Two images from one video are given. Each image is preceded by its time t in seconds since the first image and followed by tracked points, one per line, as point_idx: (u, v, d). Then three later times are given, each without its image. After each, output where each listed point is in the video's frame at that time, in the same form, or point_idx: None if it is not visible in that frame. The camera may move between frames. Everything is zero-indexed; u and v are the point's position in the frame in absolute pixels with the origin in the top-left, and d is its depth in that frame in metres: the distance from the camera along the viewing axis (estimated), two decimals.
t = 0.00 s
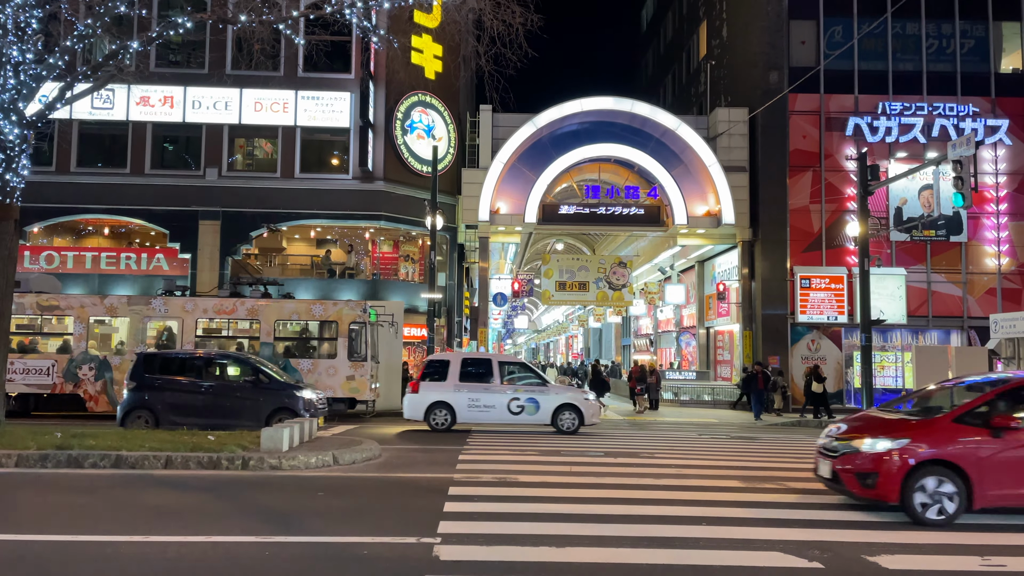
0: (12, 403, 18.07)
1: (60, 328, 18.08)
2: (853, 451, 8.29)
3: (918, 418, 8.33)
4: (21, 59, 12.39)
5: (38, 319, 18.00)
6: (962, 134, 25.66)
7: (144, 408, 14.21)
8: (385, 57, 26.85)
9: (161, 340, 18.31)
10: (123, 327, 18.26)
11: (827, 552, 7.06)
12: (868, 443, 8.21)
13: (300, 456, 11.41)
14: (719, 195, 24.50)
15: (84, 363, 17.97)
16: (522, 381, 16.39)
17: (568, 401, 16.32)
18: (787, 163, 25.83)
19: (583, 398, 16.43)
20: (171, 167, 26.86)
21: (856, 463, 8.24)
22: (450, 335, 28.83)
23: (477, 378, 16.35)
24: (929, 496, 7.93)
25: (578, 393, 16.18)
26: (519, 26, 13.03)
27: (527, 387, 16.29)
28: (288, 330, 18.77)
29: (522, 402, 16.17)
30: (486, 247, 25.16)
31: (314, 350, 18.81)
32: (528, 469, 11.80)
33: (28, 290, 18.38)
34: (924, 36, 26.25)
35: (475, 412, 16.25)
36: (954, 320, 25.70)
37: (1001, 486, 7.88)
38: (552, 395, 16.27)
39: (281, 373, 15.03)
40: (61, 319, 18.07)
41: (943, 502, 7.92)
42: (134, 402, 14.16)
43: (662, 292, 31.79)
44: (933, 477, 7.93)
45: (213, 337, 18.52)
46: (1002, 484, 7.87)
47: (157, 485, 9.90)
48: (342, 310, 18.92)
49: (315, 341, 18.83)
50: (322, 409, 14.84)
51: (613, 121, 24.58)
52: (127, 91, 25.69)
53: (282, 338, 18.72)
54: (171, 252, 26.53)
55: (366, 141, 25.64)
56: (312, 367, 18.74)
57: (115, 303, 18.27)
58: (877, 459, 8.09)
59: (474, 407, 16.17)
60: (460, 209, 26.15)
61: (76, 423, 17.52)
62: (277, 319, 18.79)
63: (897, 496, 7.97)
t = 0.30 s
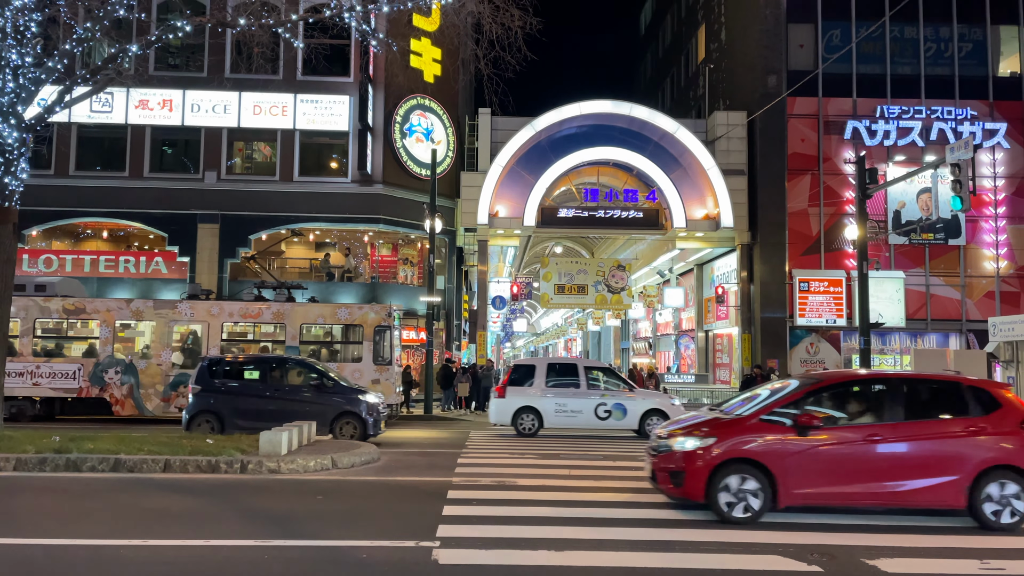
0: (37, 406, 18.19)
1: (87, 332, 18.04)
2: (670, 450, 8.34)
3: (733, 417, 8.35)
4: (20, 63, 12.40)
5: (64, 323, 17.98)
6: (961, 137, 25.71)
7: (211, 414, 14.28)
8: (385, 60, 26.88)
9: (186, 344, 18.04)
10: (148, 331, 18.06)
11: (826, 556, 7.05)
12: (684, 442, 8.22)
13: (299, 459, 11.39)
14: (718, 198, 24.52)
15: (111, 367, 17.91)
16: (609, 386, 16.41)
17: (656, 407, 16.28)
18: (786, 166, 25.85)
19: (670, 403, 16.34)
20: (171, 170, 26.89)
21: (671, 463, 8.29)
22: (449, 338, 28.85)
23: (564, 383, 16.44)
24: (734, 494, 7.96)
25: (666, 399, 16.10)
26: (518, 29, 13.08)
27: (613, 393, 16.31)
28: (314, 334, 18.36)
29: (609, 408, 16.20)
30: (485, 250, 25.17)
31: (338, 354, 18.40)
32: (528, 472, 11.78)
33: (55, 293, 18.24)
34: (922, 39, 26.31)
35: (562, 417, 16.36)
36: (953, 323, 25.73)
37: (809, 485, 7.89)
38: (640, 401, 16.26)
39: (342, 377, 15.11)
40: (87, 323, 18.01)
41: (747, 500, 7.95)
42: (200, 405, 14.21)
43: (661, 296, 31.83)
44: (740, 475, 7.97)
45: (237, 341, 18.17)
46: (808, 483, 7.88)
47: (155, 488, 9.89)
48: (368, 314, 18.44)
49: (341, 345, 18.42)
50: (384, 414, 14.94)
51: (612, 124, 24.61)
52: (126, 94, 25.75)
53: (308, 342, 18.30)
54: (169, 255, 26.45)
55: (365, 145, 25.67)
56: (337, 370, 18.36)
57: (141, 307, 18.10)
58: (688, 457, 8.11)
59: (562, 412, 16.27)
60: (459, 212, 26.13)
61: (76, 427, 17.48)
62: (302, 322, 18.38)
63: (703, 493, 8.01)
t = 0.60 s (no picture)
0: (66, 409, 18.29)
1: (115, 335, 18.21)
2: (486, 447, 8.47)
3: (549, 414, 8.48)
4: (20, 64, 12.39)
5: (92, 325, 18.14)
6: (960, 139, 25.75)
7: (283, 417, 14.32)
8: (384, 62, 26.83)
9: (213, 346, 18.12)
10: (177, 333, 18.23)
11: (826, 557, 7.04)
12: (498, 440, 8.35)
13: (298, 461, 11.37)
14: (717, 200, 24.50)
15: (139, 369, 18.10)
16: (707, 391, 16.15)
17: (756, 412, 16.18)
18: (785, 168, 25.85)
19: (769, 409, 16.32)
20: (171, 172, 26.88)
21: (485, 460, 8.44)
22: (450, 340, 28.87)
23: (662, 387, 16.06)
24: (541, 491, 8.10)
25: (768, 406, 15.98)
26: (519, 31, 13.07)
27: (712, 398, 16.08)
28: (340, 337, 18.37)
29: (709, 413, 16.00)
30: (485, 252, 25.19)
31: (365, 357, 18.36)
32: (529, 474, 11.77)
33: (83, 295, 18.44)
34: (922, 41, 26.33)
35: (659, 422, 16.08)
36: (953, 325, 25.74)
37: (615, 482, 8.06)
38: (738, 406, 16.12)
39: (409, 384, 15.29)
40: (115, 325, 18.19)
41: (553, 496, 8.10)
42: (273, 409, 14.29)
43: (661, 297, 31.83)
44: (548, 472, 8.13)
45: (265, 344, 18.17)
46: (614, 480, 8.05)
47: (155, 490, 9.87)
48: (395, 317, 18.44)
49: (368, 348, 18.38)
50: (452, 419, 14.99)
51: (612, 126, 24.59)
52: (126, 96, 25.83)
53: (336, 344, 18.33)
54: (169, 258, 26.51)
55: (365, 146, 25.69)
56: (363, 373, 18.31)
57: (169, 310, 18.25)
58: (501, 454, 8.23)
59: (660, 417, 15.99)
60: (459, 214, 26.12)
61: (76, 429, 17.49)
62: (330, 324, 18.39)
63: (510, 490, 8.14)
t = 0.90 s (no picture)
0: (97, 410, 18.20)
1: (145, 336, 18.14)
2: (300, 446, 8.40)
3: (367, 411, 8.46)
4: (21, 65, 12.39)
5: (123, 327, 18.06)
6: (960, 140, 25.78)
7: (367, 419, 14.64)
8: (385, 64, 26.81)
9: (244, 349, 18.13)
10: (208, 335, 18.19)
11: (826, 558, 7.04)
12: (310, 439, 8.29)
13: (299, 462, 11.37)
14: (717, 202, 24.52)
15: (170, 371, 17.98)
16: (806, 394, 16.44)
17: (854, 416, 16.25)
18: (785, 169, 25.85)
19: (868, 412, 16.31)
20: (170, 173, 26.88)
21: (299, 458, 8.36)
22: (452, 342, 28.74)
23: (761, 390, 16.44)
24: (346, 489, 8.05)
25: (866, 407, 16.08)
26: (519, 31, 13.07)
27: (811, 401, 16.31)
28: (371, 338, 18.61)
29: (807, 415, 16.19)
30: (486, 253, 25.22)
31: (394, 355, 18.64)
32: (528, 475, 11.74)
33: (114, 298, 18.39)
34: (922, 42, 26.33)
35: (759, 425, 16.30)
36: (953, 326, 25.73)
37: (421, 479, 8.04)
38: (836, 409, 16.29)
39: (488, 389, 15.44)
40: (146, 327, 18.10)
41: (359, 496, 8.06)
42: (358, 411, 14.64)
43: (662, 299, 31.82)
44: (355, 471, 8.07)
45: (296, 345, 18.31)
46: (420, 478, 8.03)
47: (155, 492, 9.86)
48: (425, 318, 18.73)
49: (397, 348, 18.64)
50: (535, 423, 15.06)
51: (612, 127, 24.60)
52: (127, 98, 25.86)
53: (367, 346, 18.53)
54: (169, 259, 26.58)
55: (365, 148, 25.70)
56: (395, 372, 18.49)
57: (200, 311, 18.22)
58: (313, 452, 8.16)
59: (760, 420, 16.24)
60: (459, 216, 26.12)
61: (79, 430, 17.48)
62: (360, 326, 18.61)
63: (316, 490, 8.05)
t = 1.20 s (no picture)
0: (130, 413, 18.07)
1: (178, 338, 18.05)
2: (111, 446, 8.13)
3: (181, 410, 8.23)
4: (21, 67, 12.39)
5: (156, 329, 17.95)
6: (960, 140, 25.78)
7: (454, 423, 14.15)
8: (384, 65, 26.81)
9: (277, 349, 18.05)
10: (241, 337, 18.09)
11: (827, 559, 7.04)
12: (118, 439, 8.04)
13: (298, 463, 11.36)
14: (717, 202, 24.53)
15: (204, 373, 17.82)
16: (914, 398, 16.15)
17: (962, 420, 16.02)
18: (785, 170, 25.85)
19: (978, 416, 16.04)
20: (170, 175, 26.87)
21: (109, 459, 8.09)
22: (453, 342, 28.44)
23: (867, 394, 16.11)
24: (150, 489, 7.80)
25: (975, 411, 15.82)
26: (518, 33, 13.06)
27: (919, 404, 16.04)
28: (404, 340, 18.42)
29: (916, 419, 15.93)
30: (486, 254, 25.21)
31: (425, 358, 18.37)
32: (529, 477, 11.73)
33: (147, 299, 18.30)
34: (922, 43, 26.34)
35: (867, 429, 16.00)
36: (953, 327, 25.71)
37: (228, 479, 7.81)
38: (946, 413, 16.01)
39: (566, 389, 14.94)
40: (180, 329, 18.03)
41: (162, 496, 7.82)
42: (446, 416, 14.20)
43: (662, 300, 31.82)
44: (161, 471, 7.83)
45: (327, 347, 18.22)
46: (226, 477, 7.80)
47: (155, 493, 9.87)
48: (458, 320, 18.51)
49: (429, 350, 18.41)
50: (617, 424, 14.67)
51: (612, 128, 24.59)
52: (127, 99, 25.85)
53: (399, 348, 18.36)
54: (169, 260, 26.59)
55: (365, 149, 25.70)
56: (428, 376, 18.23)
57: (233, 313, 18.13)
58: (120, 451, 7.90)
59: (868, 423, 15.93)
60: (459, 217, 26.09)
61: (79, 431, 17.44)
62: (391, 328, 18.43)
63: (119, 490, 7.80)
